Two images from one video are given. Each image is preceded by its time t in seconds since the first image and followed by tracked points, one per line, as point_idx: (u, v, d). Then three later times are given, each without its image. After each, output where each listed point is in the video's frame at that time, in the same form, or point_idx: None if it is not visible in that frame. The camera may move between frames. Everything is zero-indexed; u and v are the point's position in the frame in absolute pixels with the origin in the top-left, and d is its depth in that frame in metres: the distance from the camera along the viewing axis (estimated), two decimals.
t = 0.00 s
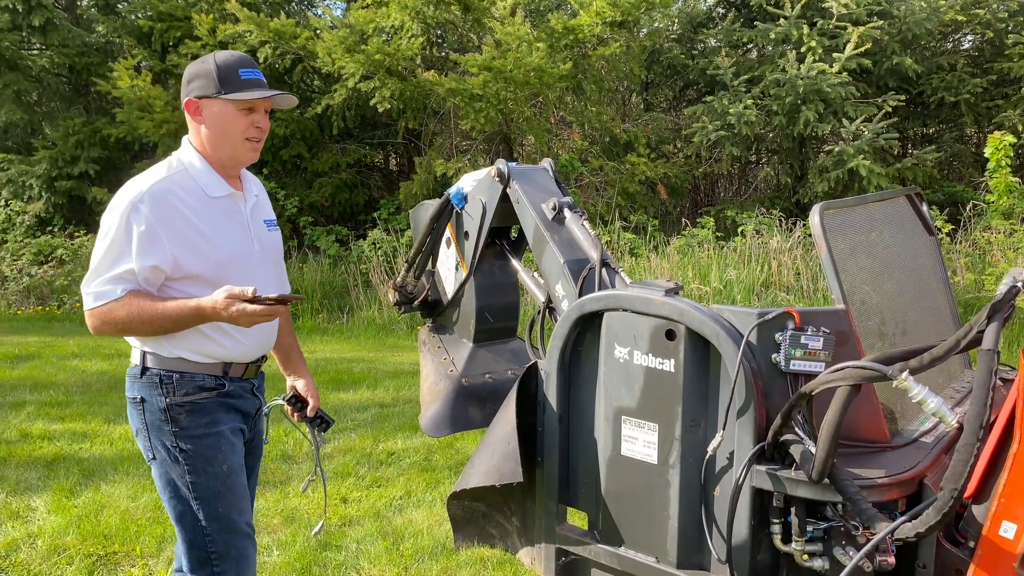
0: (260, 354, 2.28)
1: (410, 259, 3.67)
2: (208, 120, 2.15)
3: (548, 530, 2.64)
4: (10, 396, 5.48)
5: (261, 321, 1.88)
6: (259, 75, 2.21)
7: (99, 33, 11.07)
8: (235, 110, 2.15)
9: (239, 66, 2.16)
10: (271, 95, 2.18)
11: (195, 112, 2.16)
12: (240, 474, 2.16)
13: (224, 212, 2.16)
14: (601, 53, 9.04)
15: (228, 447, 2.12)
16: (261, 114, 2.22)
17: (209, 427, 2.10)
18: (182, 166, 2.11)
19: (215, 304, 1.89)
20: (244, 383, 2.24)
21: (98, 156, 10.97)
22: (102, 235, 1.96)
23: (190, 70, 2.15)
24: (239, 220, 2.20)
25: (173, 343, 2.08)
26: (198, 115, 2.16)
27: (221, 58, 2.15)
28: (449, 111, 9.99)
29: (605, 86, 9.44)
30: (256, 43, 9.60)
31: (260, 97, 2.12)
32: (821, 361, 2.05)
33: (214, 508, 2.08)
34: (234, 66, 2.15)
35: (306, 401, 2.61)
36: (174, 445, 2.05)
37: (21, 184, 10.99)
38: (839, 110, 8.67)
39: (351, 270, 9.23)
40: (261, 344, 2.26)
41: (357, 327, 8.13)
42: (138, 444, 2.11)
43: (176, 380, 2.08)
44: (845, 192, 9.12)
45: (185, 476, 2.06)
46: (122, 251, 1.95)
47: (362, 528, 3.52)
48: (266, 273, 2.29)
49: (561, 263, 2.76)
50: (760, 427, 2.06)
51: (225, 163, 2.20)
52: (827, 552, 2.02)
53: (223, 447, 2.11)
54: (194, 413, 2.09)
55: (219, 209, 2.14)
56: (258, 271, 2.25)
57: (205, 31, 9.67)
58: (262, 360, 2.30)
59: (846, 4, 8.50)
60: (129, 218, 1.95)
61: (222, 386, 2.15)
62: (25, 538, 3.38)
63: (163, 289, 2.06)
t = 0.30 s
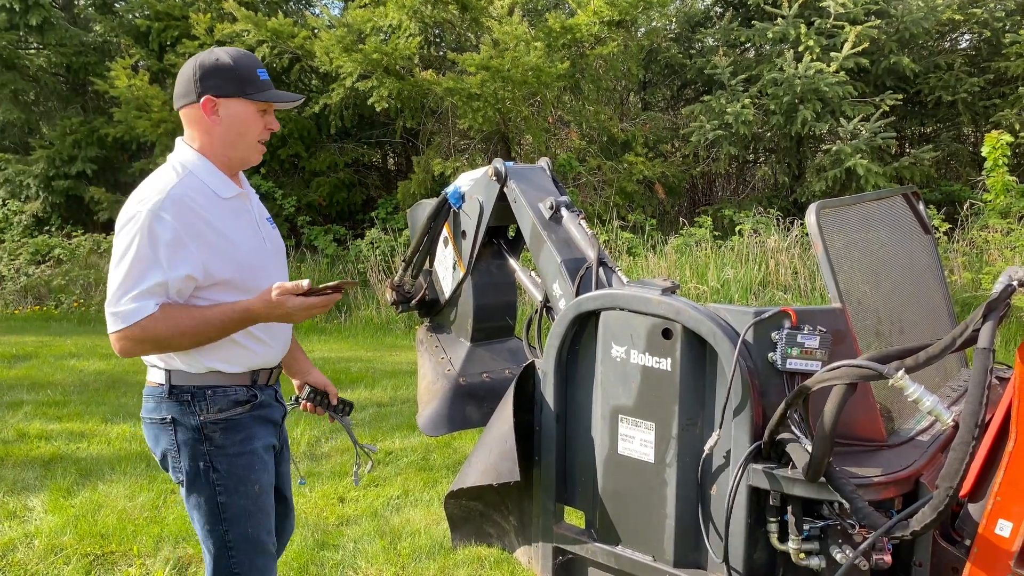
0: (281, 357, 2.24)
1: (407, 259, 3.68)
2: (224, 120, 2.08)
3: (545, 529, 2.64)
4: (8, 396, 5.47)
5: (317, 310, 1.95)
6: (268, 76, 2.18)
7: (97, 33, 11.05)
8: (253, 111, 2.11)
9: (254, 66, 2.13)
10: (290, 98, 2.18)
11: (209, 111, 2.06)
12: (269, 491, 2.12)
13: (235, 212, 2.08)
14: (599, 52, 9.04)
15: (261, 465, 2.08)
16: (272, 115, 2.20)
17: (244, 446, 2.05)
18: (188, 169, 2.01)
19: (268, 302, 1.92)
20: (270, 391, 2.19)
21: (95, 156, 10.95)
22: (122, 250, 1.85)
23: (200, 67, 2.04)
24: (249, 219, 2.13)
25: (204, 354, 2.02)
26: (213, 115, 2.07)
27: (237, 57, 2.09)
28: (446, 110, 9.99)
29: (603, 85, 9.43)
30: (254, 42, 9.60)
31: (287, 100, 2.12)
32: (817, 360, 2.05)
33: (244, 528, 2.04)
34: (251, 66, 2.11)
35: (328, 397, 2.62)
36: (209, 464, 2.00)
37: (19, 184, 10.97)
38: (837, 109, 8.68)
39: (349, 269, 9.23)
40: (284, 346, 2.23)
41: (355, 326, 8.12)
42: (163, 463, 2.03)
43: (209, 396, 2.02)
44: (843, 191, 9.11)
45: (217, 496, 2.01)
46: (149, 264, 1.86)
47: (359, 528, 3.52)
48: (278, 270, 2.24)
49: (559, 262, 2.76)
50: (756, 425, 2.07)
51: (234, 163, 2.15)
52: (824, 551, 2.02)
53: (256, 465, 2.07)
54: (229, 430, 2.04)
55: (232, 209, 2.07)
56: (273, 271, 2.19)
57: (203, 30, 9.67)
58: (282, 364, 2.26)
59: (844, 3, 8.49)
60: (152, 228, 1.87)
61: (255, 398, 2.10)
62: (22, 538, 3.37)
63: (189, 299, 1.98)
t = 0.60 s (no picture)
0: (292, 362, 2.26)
1: (404, 258, 3.70)
2: (229, 124, 2.07)
3: (541, 528, 2.64)
4: (3, 396, 5.45)
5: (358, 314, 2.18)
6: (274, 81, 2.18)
7: (92, 32, 11.02)
8: (258, 117, 2.11)
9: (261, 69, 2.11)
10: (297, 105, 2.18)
11: (213, 115, 2.04)
12: (285, 500, 2.12)
13: (248, 215, 2.08)
14: (595, 51, 9.04)
15: (280, 474, 2.08)
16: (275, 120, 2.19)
17: (265, 455, 2.05)
18: (200, 174, 1.99)
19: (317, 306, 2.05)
20: (286, 395, 2.18)
21: (91, 155, 10.92)
22: (153, 261, 1.82)
23: (206, 68, 2.01)
24: (259, 221, 2.12)
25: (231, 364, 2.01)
26: (218, 118, 2.05)
27: (245, 61, 2.07)
28: (443, 109, 9.98)
29: (599, 84, 9.44)
30: (249, 41, 9.58)
31: (294, 107, 2.12)
32: (812, 359, 2.06)
33: (260, 538, 2.05)
34: (257, 70, 2.10)
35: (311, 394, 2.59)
36: (229, 475, 2.00)
37: (14, 183, 10.94)
38: (833, 108, 8.69)
39: (345, 269, 9.23)
40: (296, 350, 2.24)
41: (351, 326, 8.11)
42: (179, 474, 2.00)
43: (231, 406, 2.01)
44: (839, 190, 9.11)
45: (235, 506, 2.01)
46: (186, 274, 1.85)
47: (355, 528, 3.52)
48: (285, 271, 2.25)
49: (555, 261, 2.76)
50: (751, 424, 2.07)
51: (236, 167, 2.14)
52: (819, 550, 2.03)
53: (276, 474, 2.07)
54: (250, 440, 2.03)
55: (245, 211, 2.07)
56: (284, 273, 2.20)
57: (198, 29, 9.66)
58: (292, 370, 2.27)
59: (839, 2, 8.49)
60: (183, 238, 1.85)
61: (275, 405, 2.09)
62: (17, 538, 3.37)
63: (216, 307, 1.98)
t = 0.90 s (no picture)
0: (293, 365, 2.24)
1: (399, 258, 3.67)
2: (216, 121, 2.05)
3: (538, 527, 2.64)
4: None
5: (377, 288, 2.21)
6: (276, 78, 2.08)
7: (88, 31, 10.99)
8: (248, 114, 2.06)
9: (254, 66, 2.04)
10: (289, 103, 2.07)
11: (202, 110, 2.05)
12: (277, 504, 2.13)
13: (252, 208, 2.08)
14: (592, 51, 9.03)
15: (275, 478, 2.09)
16: (273, 119, 2.12)
17: (262, 458, 2.05)
18: (202, 170, 1.98)
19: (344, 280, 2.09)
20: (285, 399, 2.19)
21: (86, 155, 10.90)
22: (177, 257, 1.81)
23: (198, 65, 2.02)
24: (262, 217, 2.13)
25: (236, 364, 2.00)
26: (205, 116, 2.05)
27: (236, 56, 2.03)
28: (439, 109, 9.97)
29: (596, 84, 9.45)
30: (246, 41, 9.57)
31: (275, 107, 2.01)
32: (809, 358, 2.06)
33: (252, 542, 2.05)
34: (249, 66, 2.03)
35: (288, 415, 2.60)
36: (227, 477, 2.00)
37: (9, 182, 10.91)
38: (828, 107, 8.68)
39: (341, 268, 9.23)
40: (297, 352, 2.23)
41: (347, 325, 8.10)
42: (174, 473, 2.00)
43: (231, 408, 2.00)
44: (835, 189, 9.12)
45: (230, 508, 2.01)
46: (211, 266, 1.84)
47: (352, 527, 3.52)
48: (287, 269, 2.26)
49: (551, 261, 2.76)
50: (748, 424, 2.07)
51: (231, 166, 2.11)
52: (816, 549, 2.03)
53: (271, 478, 2.08)
54: (248, 442, 2.03)
55: (249, 205, 2.07)
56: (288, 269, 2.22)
57: (194, 28, 9.64)
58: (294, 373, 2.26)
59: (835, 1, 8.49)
60: (202, 230, 1.84)
61: (274, 408, 2.09)
62: (13, 538, 3.36)
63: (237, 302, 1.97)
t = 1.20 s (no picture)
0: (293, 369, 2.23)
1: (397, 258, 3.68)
2: (210, 119, 2.06)
3: (536, 526, 2.64)
4: None
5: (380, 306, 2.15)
6: (266, 67, 2.07)
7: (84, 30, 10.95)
8: (239, 107, 2.05)
9: (241, 57, 2.04)
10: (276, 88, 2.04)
11: (197, 110, 2.06)
12: (275, 507, 2.12)
13: (254, 211, 2.06)
14: (589, 50, 9.02)
15: (272, 481, 2.08)
16: (267, 109, 2.10)
17: (259, 461, 2.04)
18: (204, 171, 1.97)
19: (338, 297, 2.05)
20: (285, 400, 2.19)
21: (82, 154, 10.86)
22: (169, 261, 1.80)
23: (190, 66, 2.04)
24: (266, 221, 2.12)
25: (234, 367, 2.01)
26: (200, 115, 2.06)
27: (222, 50, 2.03)
28: (436, 108, 9.97)
29: (593, 83, 9.46)
30: (243, 40, 9.55)
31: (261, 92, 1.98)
32: (806, 356, 2.06)
33: (248, 545, 2.04)
34: (235, 58, 2.02)
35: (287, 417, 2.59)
36: (223, 479, 1.99)
37: (5, 182, 10.89)
38: (825, 106, 8.68)
39: (339, 268, 9.22)
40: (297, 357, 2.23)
41: (345, 325, 8.10)
42: (170, 474, 1.99)
43: (228, 410, 2.00)
44: (832, 188, 9.14)
45: (227, 511, 2.01)
46: (202, 274, 1.83)
47: (349, 527, 3.52)
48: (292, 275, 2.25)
49: (549, 260, 2.76)
50: (746, 422, 2.07)
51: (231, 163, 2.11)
52: (813, 547, 2.04)
53: (269, 481, 2.07)
54: (245, 446, 2.02)
55: (250, 207, 2.05)
56: (291, 275, 2.20)
57: (190, 27, 9.62)
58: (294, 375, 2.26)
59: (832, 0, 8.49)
60: (196, 236, 1.83)
61: (272, 411, 2.09)
62: (10, 538, 3.35)
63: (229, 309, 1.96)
